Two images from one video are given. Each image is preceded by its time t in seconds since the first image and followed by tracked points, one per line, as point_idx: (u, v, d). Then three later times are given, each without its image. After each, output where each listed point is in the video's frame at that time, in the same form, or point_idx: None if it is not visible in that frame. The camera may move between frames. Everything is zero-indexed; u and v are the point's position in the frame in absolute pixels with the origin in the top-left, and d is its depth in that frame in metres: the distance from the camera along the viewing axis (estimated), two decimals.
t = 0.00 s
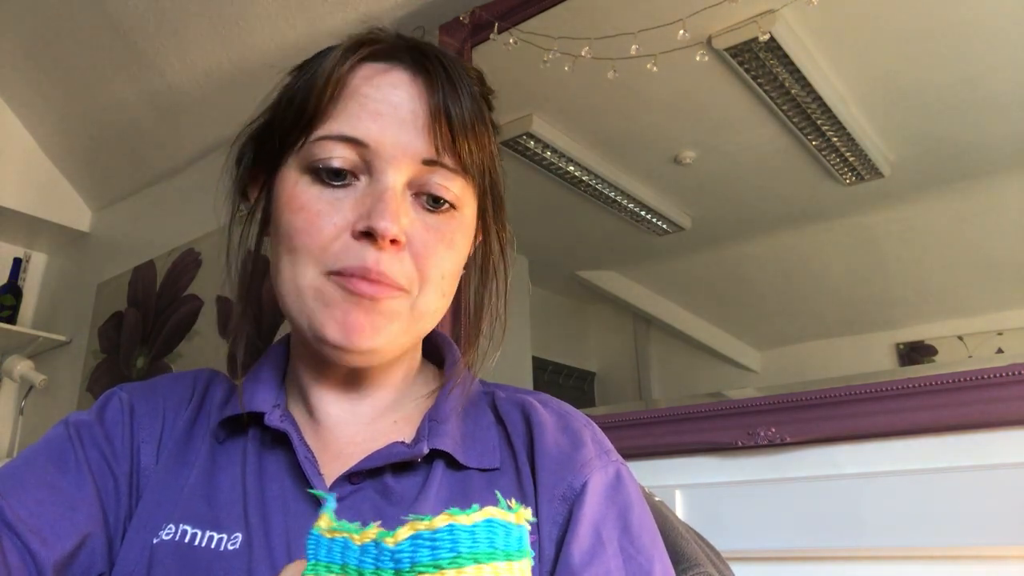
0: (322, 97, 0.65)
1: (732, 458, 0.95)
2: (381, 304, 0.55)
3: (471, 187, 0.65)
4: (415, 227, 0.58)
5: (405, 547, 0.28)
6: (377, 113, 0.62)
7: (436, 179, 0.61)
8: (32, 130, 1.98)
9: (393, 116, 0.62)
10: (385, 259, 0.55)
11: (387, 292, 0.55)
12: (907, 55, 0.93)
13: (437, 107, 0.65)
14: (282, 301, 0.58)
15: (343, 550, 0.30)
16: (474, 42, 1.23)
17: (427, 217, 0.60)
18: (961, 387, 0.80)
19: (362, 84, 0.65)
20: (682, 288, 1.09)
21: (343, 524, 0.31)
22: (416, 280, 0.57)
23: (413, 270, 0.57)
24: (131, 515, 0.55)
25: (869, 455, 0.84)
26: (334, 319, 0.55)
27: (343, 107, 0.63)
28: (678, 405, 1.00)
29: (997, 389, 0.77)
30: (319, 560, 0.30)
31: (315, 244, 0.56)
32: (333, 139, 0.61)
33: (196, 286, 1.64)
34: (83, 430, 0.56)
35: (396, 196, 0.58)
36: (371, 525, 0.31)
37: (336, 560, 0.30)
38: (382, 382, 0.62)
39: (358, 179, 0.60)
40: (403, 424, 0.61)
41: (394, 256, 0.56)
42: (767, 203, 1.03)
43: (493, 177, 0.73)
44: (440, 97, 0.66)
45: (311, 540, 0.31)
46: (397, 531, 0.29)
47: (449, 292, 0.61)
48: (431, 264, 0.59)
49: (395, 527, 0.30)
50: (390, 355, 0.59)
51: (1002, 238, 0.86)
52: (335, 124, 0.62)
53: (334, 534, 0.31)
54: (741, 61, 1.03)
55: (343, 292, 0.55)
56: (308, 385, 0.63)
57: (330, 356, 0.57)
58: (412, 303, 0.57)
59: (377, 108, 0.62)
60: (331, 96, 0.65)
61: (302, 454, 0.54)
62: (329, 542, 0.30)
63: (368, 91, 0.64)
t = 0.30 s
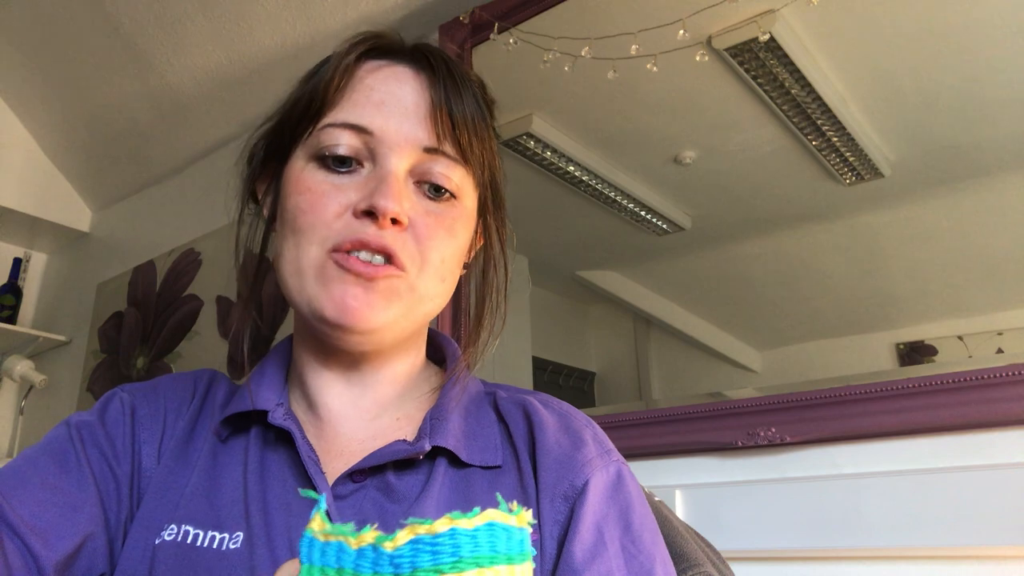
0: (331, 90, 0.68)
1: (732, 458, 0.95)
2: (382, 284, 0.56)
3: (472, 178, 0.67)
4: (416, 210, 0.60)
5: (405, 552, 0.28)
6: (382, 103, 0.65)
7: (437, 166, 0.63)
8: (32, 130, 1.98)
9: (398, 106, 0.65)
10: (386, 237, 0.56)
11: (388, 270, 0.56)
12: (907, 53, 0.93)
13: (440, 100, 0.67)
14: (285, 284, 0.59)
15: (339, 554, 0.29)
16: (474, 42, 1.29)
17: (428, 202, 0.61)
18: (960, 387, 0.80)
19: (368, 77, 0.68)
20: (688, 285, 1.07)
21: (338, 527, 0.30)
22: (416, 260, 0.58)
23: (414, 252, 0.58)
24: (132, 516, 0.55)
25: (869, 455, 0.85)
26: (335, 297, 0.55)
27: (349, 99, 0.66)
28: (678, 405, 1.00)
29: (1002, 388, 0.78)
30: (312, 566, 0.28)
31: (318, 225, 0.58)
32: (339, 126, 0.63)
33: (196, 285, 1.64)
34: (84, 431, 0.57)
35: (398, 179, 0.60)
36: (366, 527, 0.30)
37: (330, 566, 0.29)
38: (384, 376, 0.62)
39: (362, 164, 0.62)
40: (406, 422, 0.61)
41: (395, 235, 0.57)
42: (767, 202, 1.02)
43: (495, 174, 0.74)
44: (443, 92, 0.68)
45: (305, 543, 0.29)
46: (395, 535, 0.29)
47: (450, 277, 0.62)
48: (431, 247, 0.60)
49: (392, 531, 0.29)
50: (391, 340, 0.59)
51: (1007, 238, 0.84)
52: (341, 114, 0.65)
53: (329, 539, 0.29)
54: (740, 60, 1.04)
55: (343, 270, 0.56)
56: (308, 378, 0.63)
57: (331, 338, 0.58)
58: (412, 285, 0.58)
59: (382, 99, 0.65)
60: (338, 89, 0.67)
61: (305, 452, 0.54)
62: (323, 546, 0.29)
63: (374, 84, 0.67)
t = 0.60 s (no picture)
0: (310, 97, 0.73)
1: (732, 458, 0.95)
2: (361, 260, 0.58)
3: (447, 160, 0.70)
4: (390, 189, 0.63)
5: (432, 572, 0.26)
6: (354, 98, 0.69)
7: (409, 148, 0.66)
8: (32, 130, 1.97)
9: (368, 98, 0.69)
10: (361, 213, 0.59)
11: (365, 246, 0.58)
12: (907, 53, 0.93)
13: (409, 89, 0.71)
14: (274, 274, 0.62)
15: None
16: (474, 42, 1.30)
17: (402, 181, 0.64)
18: (960, 387, 0.80)
19: (342, 78, 0.73)
20: (687, 285, 1.06)
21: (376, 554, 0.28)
22: (394, 236, 0.60)
23: (391, 227, 0.60)
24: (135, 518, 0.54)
25: (869, 455, 0.85)
26: (317, 276, 0.57)
27: (325, 100, 0.71)
28: (678, 405, 1.00)
29: (1002, 389, 0.78)
30: None
31: (298, 211, 0.61)
32: (316, 124, 0.68)
33: (196, 285, 1.64)
34: (86, 433, 0.57)
35: (371, 162, 0.64)
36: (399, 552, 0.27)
37: None
38: (383, 373, 0.62)
39: (337, 154, 0.66)
40: (409, 421, 0.61)
41: (370, 212, 0.60)
42: (767, 202, 1.02)
43: (474, 160, 0.77)
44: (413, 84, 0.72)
45: None
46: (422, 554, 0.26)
47: (435, 256, 0.63)
48: (409, 224, 0.62)
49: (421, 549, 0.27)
50: (380, 322, 0.60)
51: (1007, 238, 0.84)
52: (318, 111, 0.69)
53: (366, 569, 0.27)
54: (740, 60, 1.05)
55: (323, 248, 0.58)
56: (303, 374, 0.63)
57: (319, 324, 0.60)
58: (393, 261, 0.59)
59: (353, 94, 0.70)
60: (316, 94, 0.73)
61: (309, 452, 0.54)
62: None
63: (346, 83, 0.72)
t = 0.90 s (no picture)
0: (270, 109, 0.75)
1: (732, 458, 0.95)
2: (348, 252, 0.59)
3: (414, 137, 0.71)
4: (361, 177, 0.64)
5: (466, 539, 0.28)
6: (309, 99, 0.70)
7: (371, 135, 0.68)
8: (32, 130, 1.98)
9: (321, 96, 0.70)
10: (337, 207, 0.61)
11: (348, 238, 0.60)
12: (906, 53, 0.93)
13: (359, 77, 0.72)
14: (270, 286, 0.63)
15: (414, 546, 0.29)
16: (474, 42, 1.32)
17: (373, 167, 0.66)
18: (960, 387, 0.80)
19: (294, 83, 0.74)
20: (686, 286, 1.06)
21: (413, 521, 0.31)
22: (375, 219, 0.61)
23: (371, 213, 0.61)
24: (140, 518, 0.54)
25: (869, 455, 0.85)
26: (310, 276, 0.59)
27: (282, 107, 0.72)
28: (678, 406, 1.00)
29: (1001, 389, 0.78)
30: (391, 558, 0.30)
31: (280, 219, 0.63)
32: (279, 133, 0.69)
33: (196, 285, 1.64)
34: (90, 431, 0.57)
35: (338, 157, 0.65)
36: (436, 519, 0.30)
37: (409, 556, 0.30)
38: (390, 366, 0.62)
39: (305, 156, 0.67)
40: (417, 419, 0.61)
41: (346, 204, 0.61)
42: (767, 202, 1.01)
43: (443, 134, 0.78)
44: (361, 72, 0.73)
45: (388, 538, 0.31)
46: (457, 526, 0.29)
47: (422, 231, 0.64)
48: (390, 206, 0.63)
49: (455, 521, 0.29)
50: (380, 312, 0.61)
51: (1007, 237, 0.84)
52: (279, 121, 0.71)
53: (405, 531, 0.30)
54: (740, 60, 1.05)
55: (308, 249, 0.60)
56: (304, 376, 0.63)
57: (319, 325, 0.61)
58: (381, 246, 0.60)
59: (306, 96, 0.71)
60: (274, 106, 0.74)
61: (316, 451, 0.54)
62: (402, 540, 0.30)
63: (298, 87, 0.73)
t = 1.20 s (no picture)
0: (257, 117, 0.74)
1: (732, 458, 0.95)
2: (334, 268, 0.58)
3: (404, 149, 0.70)
4: (349, 193, 0.63)
5: (488, 540, 0.29)
6: (296, 109, 0.69)
7: (360, 149, 0.67)
8: (33, 130, 1.98)
9: (308, 106, 0.69)
10: (323, 225, 0.60)
11: (334, 254, 0.59)
12: (906, 52, 0.93)
13: (346, 84, 0.71)
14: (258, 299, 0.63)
15: (426, 542, 0.31)
16: (474, 42, 1.32)
17: (361, 182, 0.65)
18: (960, 387, 0.80)
19: (280, 90, 0.73)
20: (686, 286, 1.06)
21: (425, 516, 0.32)
22: (362, 236, 0.60)
23: (358, 229, 0.60)
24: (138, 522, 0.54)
25: (869, 455, 0.85)
26: (295, 292, 0.58)
27: (268, 116, 0.71)
28: (678, 406, 1.00)
29: (1001, 388, 0.78)
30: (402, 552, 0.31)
31: (265, 234, 0.62)
32: (267, 146, 0.68)
33: (196, 285, 1.64)
34: (87, 436, 0.57)
35: (325, 173, 0.64)
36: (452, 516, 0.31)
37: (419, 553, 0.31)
38: (381, 373, 0.62)
39: (293, 171, 0.67)
40: (409, 422, 0.61)
41: (333, 220, 0.60)
42: (767, 202, 1.01)
43: (435, 141, 0.77)
44: (350, 77, 0.72)
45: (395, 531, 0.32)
46: (478, 524, 0.30)
47: (411, 249, 0.63)
48: (378, 223, 0.62)
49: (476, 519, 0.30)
50: (367, 326, 0.60)
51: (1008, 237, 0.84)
52: (265, 130, 0.70)
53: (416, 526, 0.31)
54: (740, 60, 1.05)
55: (291, 263, 0.59)
56: (297, 382, 0.63)
57: (305, 337, 0.60)
58: (368, 262, 0.59)
59: (292, 105, 0.70)
60: (261, 114, 0.73)
61: (308, 456, 0.54)
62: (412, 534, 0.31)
63: (284, 94, 0.72)
